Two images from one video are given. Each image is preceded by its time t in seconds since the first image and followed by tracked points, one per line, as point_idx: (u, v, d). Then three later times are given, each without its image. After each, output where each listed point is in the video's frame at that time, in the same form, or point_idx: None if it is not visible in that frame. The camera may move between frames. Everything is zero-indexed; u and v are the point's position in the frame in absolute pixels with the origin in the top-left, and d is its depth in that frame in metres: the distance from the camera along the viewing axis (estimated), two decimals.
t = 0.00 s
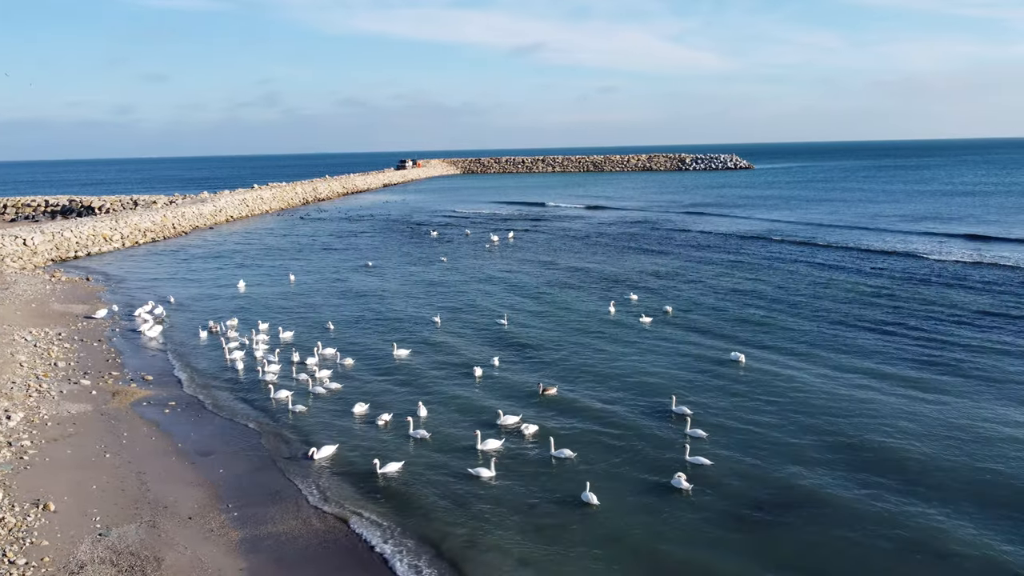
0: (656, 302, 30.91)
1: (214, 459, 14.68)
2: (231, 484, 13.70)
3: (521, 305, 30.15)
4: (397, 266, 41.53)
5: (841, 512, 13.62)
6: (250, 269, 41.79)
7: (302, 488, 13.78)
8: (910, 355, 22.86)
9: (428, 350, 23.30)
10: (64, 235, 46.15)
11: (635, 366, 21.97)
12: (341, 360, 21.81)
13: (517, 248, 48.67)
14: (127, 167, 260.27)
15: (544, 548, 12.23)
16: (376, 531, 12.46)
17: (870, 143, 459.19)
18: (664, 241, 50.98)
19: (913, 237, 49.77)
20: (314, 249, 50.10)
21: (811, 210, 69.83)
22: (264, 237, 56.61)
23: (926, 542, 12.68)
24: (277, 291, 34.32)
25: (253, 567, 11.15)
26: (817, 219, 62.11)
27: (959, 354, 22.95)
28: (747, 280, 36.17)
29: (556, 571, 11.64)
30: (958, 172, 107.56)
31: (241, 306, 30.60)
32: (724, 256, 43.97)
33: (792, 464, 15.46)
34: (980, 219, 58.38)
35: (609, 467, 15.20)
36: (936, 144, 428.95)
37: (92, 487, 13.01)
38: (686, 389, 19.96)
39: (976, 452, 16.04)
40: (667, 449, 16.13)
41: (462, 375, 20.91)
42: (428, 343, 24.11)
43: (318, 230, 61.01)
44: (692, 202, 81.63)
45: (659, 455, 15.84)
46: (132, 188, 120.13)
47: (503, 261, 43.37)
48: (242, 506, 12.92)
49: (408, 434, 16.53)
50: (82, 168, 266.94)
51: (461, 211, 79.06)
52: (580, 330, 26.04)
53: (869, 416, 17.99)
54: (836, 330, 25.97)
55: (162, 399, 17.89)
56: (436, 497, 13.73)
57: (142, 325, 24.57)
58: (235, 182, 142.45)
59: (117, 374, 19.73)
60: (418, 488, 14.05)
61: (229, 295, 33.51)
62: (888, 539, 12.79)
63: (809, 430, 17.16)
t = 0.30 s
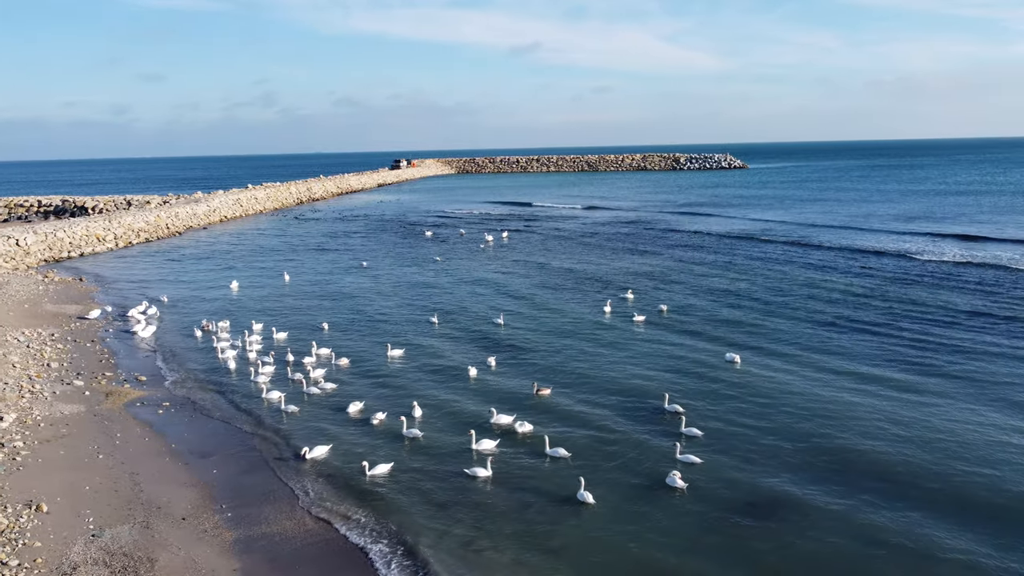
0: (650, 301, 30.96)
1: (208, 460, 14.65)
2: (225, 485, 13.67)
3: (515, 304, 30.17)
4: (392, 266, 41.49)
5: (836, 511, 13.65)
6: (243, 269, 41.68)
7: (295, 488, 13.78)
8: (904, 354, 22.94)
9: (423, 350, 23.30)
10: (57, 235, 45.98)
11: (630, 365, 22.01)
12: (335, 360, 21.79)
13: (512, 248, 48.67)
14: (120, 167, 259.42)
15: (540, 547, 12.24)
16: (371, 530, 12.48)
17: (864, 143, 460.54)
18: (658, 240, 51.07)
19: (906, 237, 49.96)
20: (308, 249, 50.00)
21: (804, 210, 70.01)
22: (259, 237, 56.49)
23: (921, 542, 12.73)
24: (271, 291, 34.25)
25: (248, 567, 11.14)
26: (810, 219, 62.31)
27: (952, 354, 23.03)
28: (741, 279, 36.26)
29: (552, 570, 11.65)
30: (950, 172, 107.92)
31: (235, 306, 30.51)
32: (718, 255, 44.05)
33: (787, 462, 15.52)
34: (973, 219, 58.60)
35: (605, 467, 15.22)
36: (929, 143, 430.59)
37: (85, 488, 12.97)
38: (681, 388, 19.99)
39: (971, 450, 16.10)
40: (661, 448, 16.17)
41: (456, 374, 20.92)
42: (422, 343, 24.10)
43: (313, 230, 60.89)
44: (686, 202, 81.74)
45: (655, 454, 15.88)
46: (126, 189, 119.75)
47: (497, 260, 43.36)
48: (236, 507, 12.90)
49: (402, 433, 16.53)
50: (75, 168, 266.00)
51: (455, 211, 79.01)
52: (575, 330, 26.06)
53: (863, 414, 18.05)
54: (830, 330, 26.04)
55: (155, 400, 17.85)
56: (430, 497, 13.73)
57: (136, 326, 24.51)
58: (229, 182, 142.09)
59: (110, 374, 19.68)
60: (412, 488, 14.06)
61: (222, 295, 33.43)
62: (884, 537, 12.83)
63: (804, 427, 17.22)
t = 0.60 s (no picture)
0: (644, 301, 31.03)
1: (202, 460, 14.61)
2: (219, 485, 13.63)
3: (510, 305, 30.20)
4: (386, 267, 41.46)
5: (831, 510, 13.66)
6: (238, 270, 41.61)
7: (290, 489, 13.74)
8: (898, 354, 23.00)
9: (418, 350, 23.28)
10: (50, 235, 45.82)
11: (625, 365, 22.02)
12: (329, 360, 21.78)
13: (506, 248, 48.70)
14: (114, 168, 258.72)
15: (536, 547, 12.21)
16: (366, 531, 12.45)
17: (857, 143, 461.85)
18: (652, 241, 51.18)
19: (899, 237, 50.19)
20: (302, 249, 49.92)
21: (797, 210, 70.23)
22: (253, 237, 56.40)
23: (915, 539, 12.78)
24: (265, 291, 34.21)
25: (243, 567, 11.12)
26: (804, 219, 62.51)
27: (947, 354, 23.10)
28: (735, 279, 36.37)
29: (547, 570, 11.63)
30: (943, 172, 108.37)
31: (229, 306, 30.46)
32: (712, 255, 44.17)
33: (782, 462, 15.53)
34: (966, 219, 58.88)
35: (600, 466, 15.21)
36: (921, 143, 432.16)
37: (77, 489, 12.92)
38: (677, 389, 20.00)
39: (966, 450, 16.14)
40: (656, 447, 16.20)
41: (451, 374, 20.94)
42: (417, 343, 24.12)
43: (307, 230, 60.81)
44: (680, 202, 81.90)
45: (650, 453, 15.88)
46: (120, 189, 119.45)
47: (492, 260, 43.40)
48: (230, 507, 12.88)
49: (396, 433, 16.50)
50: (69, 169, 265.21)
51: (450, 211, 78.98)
52: (570, 330, 26.11)
53: (858, 414, 18.09)
54: (825, 330, 26.10)
55: (149, 400, 17.82)
56: (424, 497, 13.71)
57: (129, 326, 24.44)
58: (223, 183, 141.83)
59: (103, 374, 19.62)
60: (407, 488, 14.04)
61: (217, 295, 33.36)
62: (879, 535, 12.84)
63: (799, 428, 17.27)
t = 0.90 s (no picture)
0: (640, 302, 31.13)
1: (196, 461, 14.58)
2: (214, 486, 13.60)
3: (505, 305, 30.26)
4: (382, 267, 41.46)
5: (827, 511, 13.74)
6: (233, 270, 41.55)
7: (285, 490, 13.71)
8: (892, 355, 23.15)
9: (414, 350, 23.30)
10: (44, 235, 45.68)
11: (621, 366, 22.08)
12: (325, 360, 21.77)
13: (502, 248, 48.75)
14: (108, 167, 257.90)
15: (532, 548, 12.24)
16: (361, 533, 12.44)
17: (852, 143, 463.01)
18: (647, 241, 51.29)
19: (892, 237, 50.43)
20: (297, 249, 49.88)
21: (792, 210, 70.46)
22: (248, 237, 56.30)
23: (908, 540, 12.89)
24: (261, 291, 34.19)
25: (238, 568, 11.10)
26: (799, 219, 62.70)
27: (941, 355, 23.23)
28: (730, 279, 36.50)
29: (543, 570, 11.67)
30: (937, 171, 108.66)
31: (225, 306, 30.45)
32: (707, 255, 44.33)
33: (778, 463, 15.62)
34: (959, 218, 59.15)
35: (596, 467, 15.26)
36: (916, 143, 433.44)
37: (71, 490, 12.88)
38: (673, 389, 20.07)
39: (960, 451, 16.25)
40: (651, 448, 16.27)
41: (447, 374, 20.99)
42: (413, 343, 24.16)
43: (303, 230, 60.75)
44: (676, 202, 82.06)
45: (646, 454, 15.94)
46: (115, 188, 119.08)
47: (487, 260, 43.46)
48: (225, 508, 12.85)
49: (391, 433, 16.53)
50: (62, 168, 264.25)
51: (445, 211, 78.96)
52: (565, 330, 26.20)
53: (853, 415, 18.20)
54: (820, 331, 26.22)
55: (144, 400, 17.79)
56: (419, 498, 13.71)
57: (124, 326, 24.39)
58: (218, 181, 141.39)
59: (98, 374, 19.57)
60: (402, 489, 14.04)
61: (212, 295, 33.34)
62: (875, 537, 12.93)
63: (793, 429, 17.38)
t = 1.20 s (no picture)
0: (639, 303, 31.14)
1: (196, 461, 14.55)
2: (214, 486, 13.57)
3: (504, 305, 30.26)
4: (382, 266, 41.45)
5: (828, 513, 13.80)
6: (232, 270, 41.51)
7: (285, 490, 13.68)
8: (890, 357, 23.19)
9: (415, 349, 23.32)
10: (43, 235, 45.64)
11: (622, 366, 22.11)
12: (324, 360, 21.75)
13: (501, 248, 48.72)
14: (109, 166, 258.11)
15: (531, 549, 12.23)
16: (360, 533, 12.41)
17: (851, 142, 463.04)
18: (647, 241, 51.26)
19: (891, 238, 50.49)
20: (297, 249, 49.84)
21: (792, 210, 70.52)
22: (248, 237, 56.23)
23: (906, 543, 12.92)
24: (260, 291, 34.16)
25: (238, 568, 11.08)
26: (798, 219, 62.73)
27: (941, 357, 23.32)
28: (729, 279, 36.50)
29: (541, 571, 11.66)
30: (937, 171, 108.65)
31: (224, 306, 30.41)
32: (706, 255, 44.36)
33: (779, 464, 15.67)
34: (959, 219, 59.16)
35: (595, 467, 15.26)
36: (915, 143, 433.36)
37: (70, 490, 12.86)
38: (674, 389, 20.09)
39: (960, 454, 16.31)
40: (651, 448, 16.27)
41: (446, 374, 20.98)
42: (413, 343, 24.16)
43: (302, 230, 60.72)
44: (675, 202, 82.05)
45: (646, 455, 15.95)
46: (116, 188, 119.10)
47: (487, 260, 43.46)
48: (224, 508, 12.82)
49: (391, 433, 16.53)
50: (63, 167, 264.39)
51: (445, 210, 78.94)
52: (565, 330, 26.19)
53: (852, 417, 18.23)
54: (821, 333, 26.26)
55: (143, 400, 17.77)
56: (418, 498, 13.69)
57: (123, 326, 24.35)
58: (218, 181, 141.21)
59: (97, 374, 19.55)
60: (401, 489, 14.01)
61: (211, 295, 33.30)
62: (876, 539, 13.00)
63: (792, 430, 17.39)
